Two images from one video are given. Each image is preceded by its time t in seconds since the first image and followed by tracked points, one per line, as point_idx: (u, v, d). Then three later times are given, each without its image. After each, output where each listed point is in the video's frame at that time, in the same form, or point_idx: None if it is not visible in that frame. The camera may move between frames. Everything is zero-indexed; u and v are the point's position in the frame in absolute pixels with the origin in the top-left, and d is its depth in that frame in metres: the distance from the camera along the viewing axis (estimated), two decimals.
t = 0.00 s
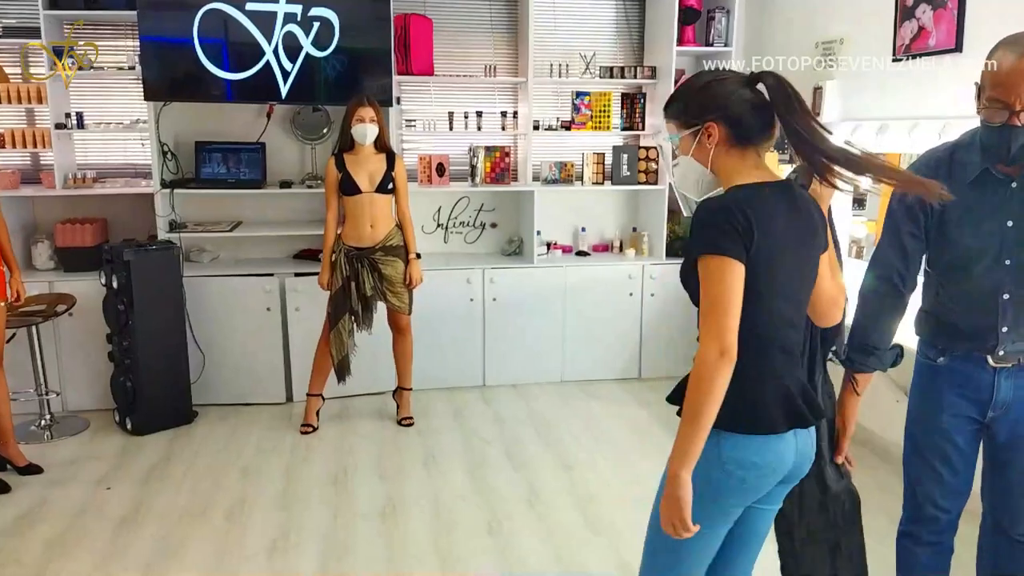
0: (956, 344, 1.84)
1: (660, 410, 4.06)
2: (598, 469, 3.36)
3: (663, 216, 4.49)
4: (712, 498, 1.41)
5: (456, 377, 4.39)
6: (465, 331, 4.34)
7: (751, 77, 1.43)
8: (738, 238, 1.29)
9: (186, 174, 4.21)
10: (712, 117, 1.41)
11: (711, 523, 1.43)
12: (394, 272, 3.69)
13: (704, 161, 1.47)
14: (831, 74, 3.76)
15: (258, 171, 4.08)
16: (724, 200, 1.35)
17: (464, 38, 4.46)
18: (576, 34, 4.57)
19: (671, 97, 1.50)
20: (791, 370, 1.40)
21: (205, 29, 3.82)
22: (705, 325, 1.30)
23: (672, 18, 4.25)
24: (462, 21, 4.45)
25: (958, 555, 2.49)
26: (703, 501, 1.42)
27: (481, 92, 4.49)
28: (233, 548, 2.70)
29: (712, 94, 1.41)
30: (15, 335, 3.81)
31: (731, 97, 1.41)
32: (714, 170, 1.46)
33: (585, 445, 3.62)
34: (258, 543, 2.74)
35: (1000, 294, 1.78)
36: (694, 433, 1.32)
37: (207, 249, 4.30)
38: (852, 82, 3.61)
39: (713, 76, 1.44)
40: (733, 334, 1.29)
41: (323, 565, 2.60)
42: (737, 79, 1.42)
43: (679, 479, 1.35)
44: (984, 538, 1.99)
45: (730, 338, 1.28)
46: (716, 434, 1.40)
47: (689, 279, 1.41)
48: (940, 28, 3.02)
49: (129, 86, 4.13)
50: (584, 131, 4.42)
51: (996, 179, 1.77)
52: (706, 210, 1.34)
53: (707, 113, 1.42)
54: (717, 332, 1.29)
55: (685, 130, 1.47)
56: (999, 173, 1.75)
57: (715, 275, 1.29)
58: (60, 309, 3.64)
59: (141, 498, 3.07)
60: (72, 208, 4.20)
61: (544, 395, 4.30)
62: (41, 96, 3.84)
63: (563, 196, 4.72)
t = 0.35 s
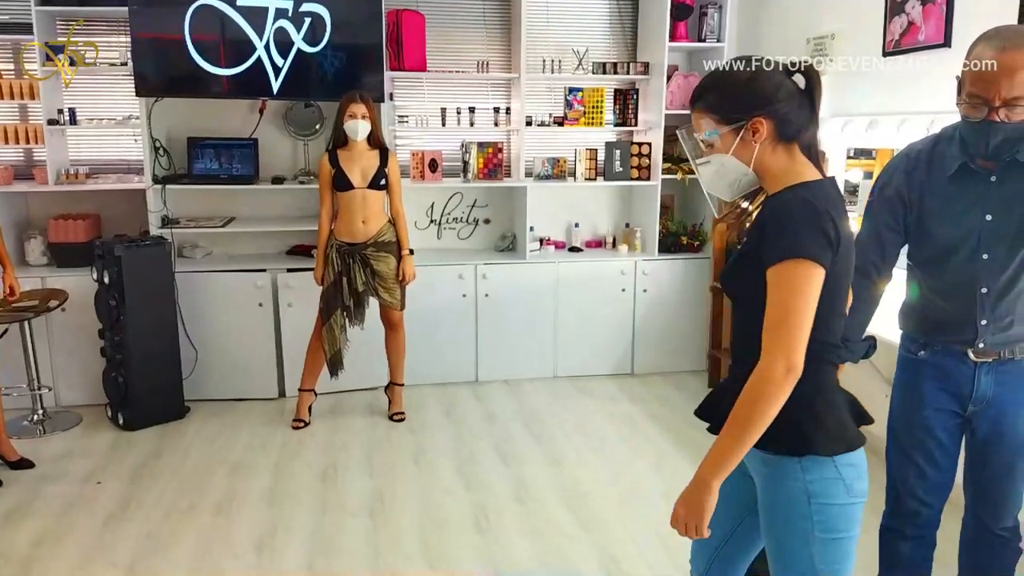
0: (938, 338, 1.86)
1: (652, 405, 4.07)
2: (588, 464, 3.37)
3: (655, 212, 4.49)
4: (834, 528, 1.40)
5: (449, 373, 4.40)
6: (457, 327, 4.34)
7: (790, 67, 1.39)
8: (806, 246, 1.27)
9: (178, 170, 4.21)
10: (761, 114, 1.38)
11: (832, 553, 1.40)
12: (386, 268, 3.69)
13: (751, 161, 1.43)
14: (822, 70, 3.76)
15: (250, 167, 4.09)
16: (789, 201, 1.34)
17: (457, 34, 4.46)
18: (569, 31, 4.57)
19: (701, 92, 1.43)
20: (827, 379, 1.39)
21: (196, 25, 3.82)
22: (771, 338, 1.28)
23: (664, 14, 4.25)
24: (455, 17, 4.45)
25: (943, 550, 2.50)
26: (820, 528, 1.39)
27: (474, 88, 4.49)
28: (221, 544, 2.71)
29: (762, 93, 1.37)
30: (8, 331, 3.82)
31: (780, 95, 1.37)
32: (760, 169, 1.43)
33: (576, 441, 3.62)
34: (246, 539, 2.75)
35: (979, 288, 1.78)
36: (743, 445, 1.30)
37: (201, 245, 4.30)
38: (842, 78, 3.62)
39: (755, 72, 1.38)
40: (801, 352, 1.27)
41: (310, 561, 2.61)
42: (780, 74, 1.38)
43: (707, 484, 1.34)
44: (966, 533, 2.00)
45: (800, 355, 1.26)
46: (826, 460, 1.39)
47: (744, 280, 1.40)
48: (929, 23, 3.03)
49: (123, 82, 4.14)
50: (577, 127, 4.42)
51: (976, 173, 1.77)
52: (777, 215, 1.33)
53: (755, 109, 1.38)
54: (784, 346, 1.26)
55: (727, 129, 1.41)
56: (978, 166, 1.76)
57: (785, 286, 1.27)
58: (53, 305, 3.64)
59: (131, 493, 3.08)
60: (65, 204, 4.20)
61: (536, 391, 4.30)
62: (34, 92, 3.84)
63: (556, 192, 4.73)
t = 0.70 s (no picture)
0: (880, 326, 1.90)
1: (631, 398, 4.14)
2: (564, 454, 3.44)
3: (637, 208, 4.55)
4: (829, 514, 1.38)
5: (432, 367, 4.46)
6: (440, 321, 4.41)
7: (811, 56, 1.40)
8: (862, 237, 1.24)
9: (165, 167, 4.28)
10: (791, 103, 1.37)
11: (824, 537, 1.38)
12: (366, 262, 3.76)
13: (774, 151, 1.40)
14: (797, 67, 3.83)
15: (236, 163, 4.15)
16: (826, 193, 1.34)
17: (441, 32, 4.53)
18: (552, 30, 4.64)
19: (727, 75, 1.39)
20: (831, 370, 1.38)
21: (181, 24, 3.89)
22: (847, 336, 1.24)
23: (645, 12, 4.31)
24: (437, 16, 4.51)
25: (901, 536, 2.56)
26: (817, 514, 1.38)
27: (458, 87, 4.56)
28: (199, 531, 2.78)
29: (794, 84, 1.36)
30: None
31: (806, 87, 1.38)
32: (782, 161, 1.41)
33: (555, 432, 3.69)
34: (225, 525, 2.82)
35: (919, 274, 1.85)
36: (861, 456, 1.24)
37: (188, 241, 4.37)
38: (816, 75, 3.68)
39: (788, 62, 1.37)
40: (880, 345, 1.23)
41: (286, 547, 2.68)
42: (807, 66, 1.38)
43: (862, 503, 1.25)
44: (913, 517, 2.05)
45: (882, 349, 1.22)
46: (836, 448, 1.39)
47: (787, 273, 1.36)
48: (896, 21, 3.10)
49: (110, 80, 4.21)
50: (559, 124, 4.47)
51: (913, 164, 1.86)
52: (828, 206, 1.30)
53: (786, 96, 1.36)
54: (865, 343, 1.22)
55: (758, 115, 1.38)
56: (916, 157, 1.84)
57: (852, 289, 1.23)
58: (41, 299, 3.70)
59: (115, 483, 3.15)
60: (54, 201, 4.28)
61: (519, 384, 4.37)
62: (23, 90, 3.92)
63: (540, 188, 4.79)
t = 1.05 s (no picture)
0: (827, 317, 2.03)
1: (614, 391, 4.22)
2: (544, 445, 3.53)
3: (621, 205, 4.64)
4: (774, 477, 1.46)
5: (420, 361, 4.55)
6: (427, 316, 4.49)
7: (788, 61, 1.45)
8: (813, 231, 1.32)
9: (157, 164, 4.37)
10: (765, 102, 1.41)
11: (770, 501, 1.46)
12: (353, 258, 3.86)
13: (745, 146, 1.44)
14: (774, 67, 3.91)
15: (227, 160, 4.24)
16: (781, 187, 1.39)
17: (428, 32, 4.61)
18: (538, 30, 4.72)
19: (710, 68, 1.43)
20: (771, 350, 1.43)
21: (172, 24, 3.97)
22: (805, 315, 1.32)
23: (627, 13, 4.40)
24: (425, 16, 4.59)
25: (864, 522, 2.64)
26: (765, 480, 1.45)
27: (446, 86, 4.64)
28: (186, 517, 2.87)
29: (769, 83, 1.40)
30: None
31: (780, 88, 1.42)
32: (750, 157, 1.44)
33: (536, 424, 3.77)
34: (210, 512, 2.91)
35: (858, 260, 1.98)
36: (838, 434, 1.34)
37: (181, 237, 4.46)
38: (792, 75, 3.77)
39: (766, 61, 1.41)
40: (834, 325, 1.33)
41: (269, 532, 2.78)
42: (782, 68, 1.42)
43: (846, 476, 1.34)
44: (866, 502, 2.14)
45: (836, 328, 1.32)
46: (780, 422, 1.44)
47: (740, 262, 1.40)
48: (867, 22, 3.19)
49: (104, 79, 4.29)
50: (545, 122, 4.56)
51: (843, 154, 1.98)
52: (781, 201, 1.36)
53: (761, 95, 1.40)
54: (823, 327, 1.31)
55: (734, 110, 1.41)
56: (847, 147, 1.96)
57: (805, 275, 1.31)
58: (36, 293, 3.79)
59: (105, 471, 3.24)
60: (48, 197, 4.37)
61: (505, 378, 4.46)
62: (18, 90, 4.01)
63: (527, 185, 4.87)
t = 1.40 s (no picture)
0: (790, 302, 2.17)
1: (608, 384, 4.28)
2: (537, 436, 3.59)
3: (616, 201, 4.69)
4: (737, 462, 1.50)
5: (417, 355, 4.61)
6: (424, 310, 4.55)
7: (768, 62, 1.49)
8: (768, 224, 1.36)
9: (158, 160, 4.43)
10: (741, 98, 1.45)
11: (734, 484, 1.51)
12: (349, 252, 3.91)
13: (719, 139, 1.48)
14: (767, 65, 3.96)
15: (227, 156, 4.29)
16: (748, 180, 1.44)
17: (427, 30, 4.66)
18: (534, 27, 4.77)
19: (694, 61, 1.46)
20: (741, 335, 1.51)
21: (173, 22, 4.03)
22: (737, 300, 1.35)
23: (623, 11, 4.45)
24: (423, 14, 4.65)
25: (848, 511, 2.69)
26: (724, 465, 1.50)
27: (444, 84, 4.70)
28: (184, 505, 2.93)
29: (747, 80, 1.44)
30: None
31: (758, 87, 1.46)
32: (724, 150, 1.49)
33: (530, 416, 3.83)
34: (208, 499, 2.97)
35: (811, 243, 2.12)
36: (728, 409, 1.36)
37: (182, 232, 4.53)
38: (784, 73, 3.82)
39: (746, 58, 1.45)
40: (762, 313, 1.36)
41: (266, 519, 2.83)
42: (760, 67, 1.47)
43: (715, 447, 1.38)
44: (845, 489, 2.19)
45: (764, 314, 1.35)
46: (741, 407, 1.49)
47: (704, 251, 1.47)
48: (855, 20, 3.24)
49: (105, 76, 4.35)
50: (541, 120, 4.61)
51: (790, 147, 2.12)
52: (744, 194, 1.41)
53: (738, 91, 1.44)
54: (754, 310, 1.34)
55: (710, 103, 1.46)
56: (793, 140, 2.11)
57: (750, 263, 1.35)
58: (39, 287, 3.85)
59: (106, 461, 3.30)
60: (51, 193, 4.43)
61: (501, 372, 4.51)
62: (21, 86, 4.07)
63: (524, 181, 4.92)
